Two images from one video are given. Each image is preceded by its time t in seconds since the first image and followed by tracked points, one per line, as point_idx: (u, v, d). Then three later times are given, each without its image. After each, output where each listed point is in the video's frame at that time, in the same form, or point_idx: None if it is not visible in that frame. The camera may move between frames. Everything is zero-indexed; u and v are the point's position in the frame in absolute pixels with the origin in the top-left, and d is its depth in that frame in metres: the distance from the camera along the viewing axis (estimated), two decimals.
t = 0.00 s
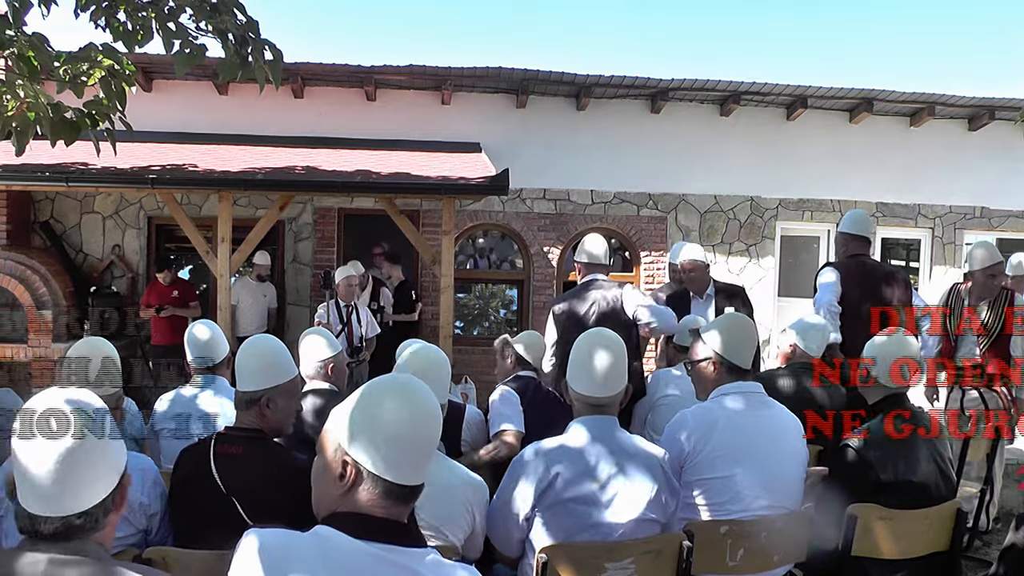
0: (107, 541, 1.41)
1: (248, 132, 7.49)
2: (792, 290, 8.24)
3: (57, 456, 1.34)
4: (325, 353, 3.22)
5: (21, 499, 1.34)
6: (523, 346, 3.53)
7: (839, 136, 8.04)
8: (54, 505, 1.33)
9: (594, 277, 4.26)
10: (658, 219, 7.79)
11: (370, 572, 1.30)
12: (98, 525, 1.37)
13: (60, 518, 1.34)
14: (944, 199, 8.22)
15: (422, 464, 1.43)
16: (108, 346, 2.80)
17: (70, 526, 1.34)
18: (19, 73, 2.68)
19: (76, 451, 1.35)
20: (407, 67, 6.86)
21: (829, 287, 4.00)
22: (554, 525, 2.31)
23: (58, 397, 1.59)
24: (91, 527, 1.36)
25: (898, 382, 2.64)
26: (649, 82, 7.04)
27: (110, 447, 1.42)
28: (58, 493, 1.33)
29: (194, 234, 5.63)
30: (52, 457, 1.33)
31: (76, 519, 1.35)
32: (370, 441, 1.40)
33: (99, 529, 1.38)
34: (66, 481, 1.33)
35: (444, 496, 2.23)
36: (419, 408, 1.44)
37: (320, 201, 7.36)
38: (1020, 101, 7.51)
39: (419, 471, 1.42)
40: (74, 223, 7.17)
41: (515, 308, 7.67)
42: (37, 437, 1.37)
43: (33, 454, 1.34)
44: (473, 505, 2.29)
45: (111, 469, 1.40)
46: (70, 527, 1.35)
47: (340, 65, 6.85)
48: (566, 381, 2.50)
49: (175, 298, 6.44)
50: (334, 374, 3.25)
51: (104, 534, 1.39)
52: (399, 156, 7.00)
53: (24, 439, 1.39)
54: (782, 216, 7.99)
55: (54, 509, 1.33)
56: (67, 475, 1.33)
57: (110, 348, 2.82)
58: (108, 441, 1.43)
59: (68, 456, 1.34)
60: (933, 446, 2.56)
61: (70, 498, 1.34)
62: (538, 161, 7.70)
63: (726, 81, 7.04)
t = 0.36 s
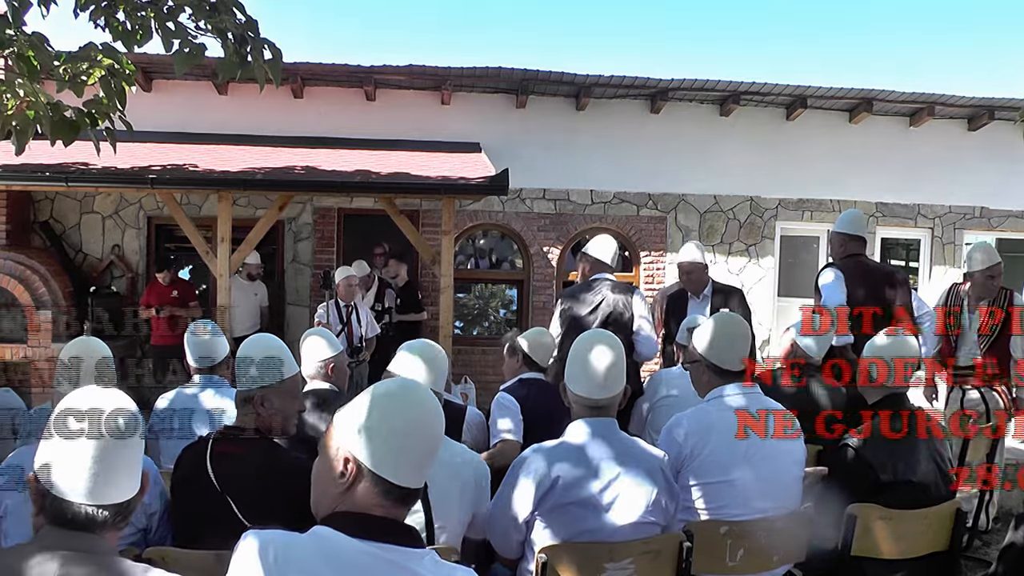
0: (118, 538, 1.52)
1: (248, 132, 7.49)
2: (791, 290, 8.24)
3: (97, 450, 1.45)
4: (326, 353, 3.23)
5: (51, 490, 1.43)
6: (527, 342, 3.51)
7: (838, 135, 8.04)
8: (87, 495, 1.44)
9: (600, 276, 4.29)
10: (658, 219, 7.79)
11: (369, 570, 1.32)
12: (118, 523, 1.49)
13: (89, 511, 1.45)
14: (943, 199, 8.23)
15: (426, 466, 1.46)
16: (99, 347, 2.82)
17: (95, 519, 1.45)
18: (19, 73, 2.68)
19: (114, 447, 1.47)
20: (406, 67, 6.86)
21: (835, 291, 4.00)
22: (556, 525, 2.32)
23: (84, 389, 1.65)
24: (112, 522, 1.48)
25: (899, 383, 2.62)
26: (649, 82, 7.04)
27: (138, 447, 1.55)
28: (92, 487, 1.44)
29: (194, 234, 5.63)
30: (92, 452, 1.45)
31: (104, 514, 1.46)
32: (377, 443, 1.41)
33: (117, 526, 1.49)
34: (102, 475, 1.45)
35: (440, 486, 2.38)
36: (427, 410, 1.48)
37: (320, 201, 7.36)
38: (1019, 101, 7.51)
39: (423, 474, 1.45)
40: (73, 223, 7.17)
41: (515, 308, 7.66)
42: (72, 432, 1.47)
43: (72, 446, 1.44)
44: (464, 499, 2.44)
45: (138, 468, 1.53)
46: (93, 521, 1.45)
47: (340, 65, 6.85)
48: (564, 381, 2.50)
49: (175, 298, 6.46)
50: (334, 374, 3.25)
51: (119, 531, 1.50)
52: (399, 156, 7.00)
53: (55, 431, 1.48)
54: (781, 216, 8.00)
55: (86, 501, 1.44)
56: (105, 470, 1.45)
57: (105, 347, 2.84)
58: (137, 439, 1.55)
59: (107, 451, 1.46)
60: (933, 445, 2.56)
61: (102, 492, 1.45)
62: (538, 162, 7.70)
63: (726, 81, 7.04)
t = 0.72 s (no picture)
0: (111, 538, 1.52)
1: (246, 132, 7.48)
2: (789, 291, 8.25)
3: (92, 448, 1.46)
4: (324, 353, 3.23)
5: (45, 490, 1.43)
6: (528, 342, 3.49)
7: (837, 135, 8.05)
8: (83, 494, 1.44)
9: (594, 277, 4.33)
10: (656, 220, 7.80)
11: (373, 565, 1.37)
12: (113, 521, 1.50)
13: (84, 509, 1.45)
14: (941, 199, 8.23)
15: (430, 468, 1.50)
16: (98, 345, 2.83)
17: (91, 518, 1.45)
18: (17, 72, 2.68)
19: (109, 445, 1.48)
20: (405, 66, 6.86)
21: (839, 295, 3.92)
22: (553, 526, 2.31)
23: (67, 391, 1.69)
24: (107, 521, 1.48)
25: (899, 382, 2.63)
26: (647, 82, 7.04)
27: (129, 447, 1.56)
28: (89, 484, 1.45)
29: (192, 235, 5.63)
30: (87, 449, 1.45)
31: (99, 512, 1.46)
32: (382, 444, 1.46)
33: (111, 525, 1.50)
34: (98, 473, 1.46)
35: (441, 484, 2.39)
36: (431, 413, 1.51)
37: (318, 201, 7.35)
38: (1018, 101, 7.52)
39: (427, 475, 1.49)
40: (72, 223, 7.16)
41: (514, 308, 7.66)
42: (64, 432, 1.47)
43: (67, 445, 1.45)
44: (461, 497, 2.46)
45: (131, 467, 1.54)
46: (88, 520, 1.46)
47: (338, 65, 6.85)
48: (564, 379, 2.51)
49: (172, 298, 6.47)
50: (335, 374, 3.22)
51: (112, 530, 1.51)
52: (397, 156, 7.00)
53: (45, 432, 1.48)
54: (780, 216, 8.00)
55: (81, 499, 1.44)
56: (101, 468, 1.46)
57: (105, 347, 2.86)
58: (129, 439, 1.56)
59: (102, 449, 1.47)
60: (931, 446, 2.55)
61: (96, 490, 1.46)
62: (535, 162, 7.70)
63: (724, 81, 7.05)
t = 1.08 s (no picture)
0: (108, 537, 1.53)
1: (245, 132, 7.48)
2: (789, 291, 8.25)
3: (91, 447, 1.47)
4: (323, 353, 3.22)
5: (42, 489, 1.43)
6: (529, 342, 3.48)
7: (836, 135, 8.05)
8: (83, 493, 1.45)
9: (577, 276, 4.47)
10: (655, 220, 7.80)
11: (372, 566, 1.37)
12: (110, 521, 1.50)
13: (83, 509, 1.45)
14: (941, 199, 8.24)
15: (430, 470, 1.50)
16: (102, 345, 2.82)
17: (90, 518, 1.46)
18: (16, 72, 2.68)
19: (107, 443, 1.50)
20: (405, 66, 6.86)
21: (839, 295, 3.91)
22: (554, 524, 2.31)
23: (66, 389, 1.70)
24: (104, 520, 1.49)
25: (899, 382, 2.63)
26: (647, 82, 7.04)
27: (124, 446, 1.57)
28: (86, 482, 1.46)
29: (191, 235, 5.63)
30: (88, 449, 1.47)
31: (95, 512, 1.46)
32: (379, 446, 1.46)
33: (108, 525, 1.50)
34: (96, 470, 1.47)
35: (443, 483, 2.37)
36: (432, 413, 1.50)
37: (317, 201, 7.35)
38: (1017, 101, 7.52)
39: (423, 478, 1.49)
40: (71, 223, 7.16)
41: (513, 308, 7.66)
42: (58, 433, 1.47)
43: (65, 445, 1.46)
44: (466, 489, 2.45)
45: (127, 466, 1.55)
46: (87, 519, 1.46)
47: (338, 65, 6.85)
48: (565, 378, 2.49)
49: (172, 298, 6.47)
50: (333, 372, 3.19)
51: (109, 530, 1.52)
52: (397, 156, 7.00)
53: (45, 430, 1.48)
54: (779, 216, 8.01)
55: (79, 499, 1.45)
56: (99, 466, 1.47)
57: (107, 347, 2.85)
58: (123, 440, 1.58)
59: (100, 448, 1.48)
60: (932, 447, 2.56)
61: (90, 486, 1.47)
62: (534, 162, 7.70)
63: (723, 81, 7.05)
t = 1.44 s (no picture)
0: (102, 536, 1.58)
1: (245, 132, 7.48)
2: (788, 291, 8.25)
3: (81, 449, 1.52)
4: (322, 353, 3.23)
5: (34, 489, 1.49)
6: (529, 343, 3.49)
7: (836, 135, 8.05)
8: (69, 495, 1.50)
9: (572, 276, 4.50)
10: (655, 219, 7.81)
11: (370, 566, 1.38)
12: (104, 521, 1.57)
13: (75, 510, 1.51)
14: (940, 199, 8.24)
15: (429, 471, 1.50)
16: (103, 346, 2.81)
17: (84, 519, 1.52)
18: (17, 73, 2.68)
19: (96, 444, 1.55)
20: (405, 66, 6.86)
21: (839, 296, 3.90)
22: (553, 524, 2.31)
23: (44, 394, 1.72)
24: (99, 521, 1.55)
25: (899, 383, 2.62)
26: (646, 82, 7.05)
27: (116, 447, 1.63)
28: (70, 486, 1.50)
29: (191, 235, 5.63)
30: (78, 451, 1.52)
31: (88, 513, 1.53)
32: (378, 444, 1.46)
33: (103, 524, 1.57)
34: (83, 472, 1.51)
35: (444, 486, 2.37)
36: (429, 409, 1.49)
37: (317, 201, 7.35)
38: (1017, 101, 7.52)
39: (423, 479, 1.49)
40: (71, 223, 7.16)
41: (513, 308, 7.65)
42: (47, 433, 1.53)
43: (57, 448, 1.51)
44: (476, 489, 2.44)
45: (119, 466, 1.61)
46: (81, 520, 1.52)
47: (337, 65, 6.85)
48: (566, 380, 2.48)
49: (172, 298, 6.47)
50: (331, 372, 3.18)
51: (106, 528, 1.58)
52: (396, 156, 7.00)
53: (38, 433, 1.54)
54: (778, 216, 8.01)
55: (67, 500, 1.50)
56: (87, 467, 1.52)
57: (107, 348, 2.83)
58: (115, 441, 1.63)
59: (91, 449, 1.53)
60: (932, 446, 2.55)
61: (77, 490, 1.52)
62: (534, 162, 7.70)
63: (723, 81, 7.05)
